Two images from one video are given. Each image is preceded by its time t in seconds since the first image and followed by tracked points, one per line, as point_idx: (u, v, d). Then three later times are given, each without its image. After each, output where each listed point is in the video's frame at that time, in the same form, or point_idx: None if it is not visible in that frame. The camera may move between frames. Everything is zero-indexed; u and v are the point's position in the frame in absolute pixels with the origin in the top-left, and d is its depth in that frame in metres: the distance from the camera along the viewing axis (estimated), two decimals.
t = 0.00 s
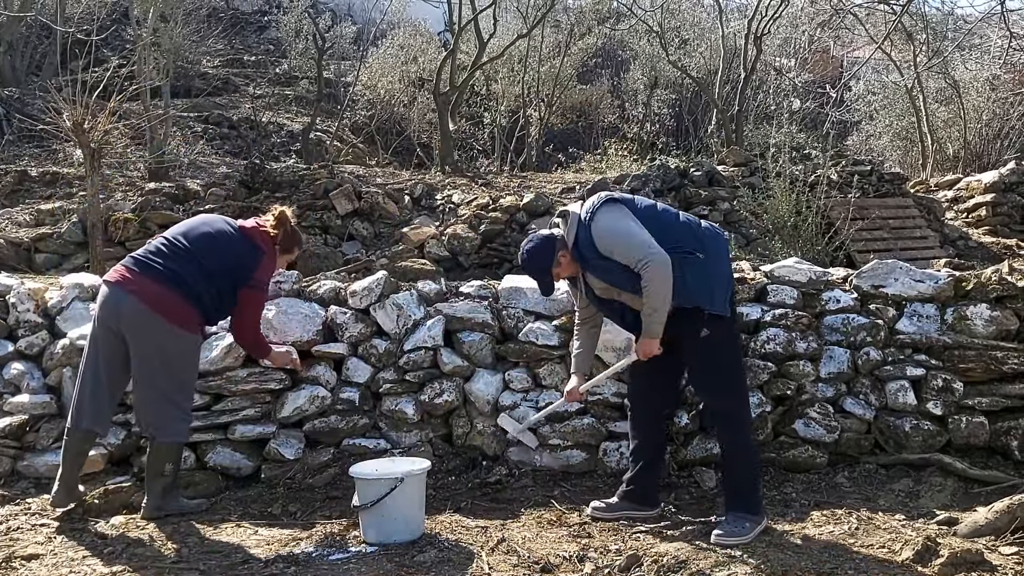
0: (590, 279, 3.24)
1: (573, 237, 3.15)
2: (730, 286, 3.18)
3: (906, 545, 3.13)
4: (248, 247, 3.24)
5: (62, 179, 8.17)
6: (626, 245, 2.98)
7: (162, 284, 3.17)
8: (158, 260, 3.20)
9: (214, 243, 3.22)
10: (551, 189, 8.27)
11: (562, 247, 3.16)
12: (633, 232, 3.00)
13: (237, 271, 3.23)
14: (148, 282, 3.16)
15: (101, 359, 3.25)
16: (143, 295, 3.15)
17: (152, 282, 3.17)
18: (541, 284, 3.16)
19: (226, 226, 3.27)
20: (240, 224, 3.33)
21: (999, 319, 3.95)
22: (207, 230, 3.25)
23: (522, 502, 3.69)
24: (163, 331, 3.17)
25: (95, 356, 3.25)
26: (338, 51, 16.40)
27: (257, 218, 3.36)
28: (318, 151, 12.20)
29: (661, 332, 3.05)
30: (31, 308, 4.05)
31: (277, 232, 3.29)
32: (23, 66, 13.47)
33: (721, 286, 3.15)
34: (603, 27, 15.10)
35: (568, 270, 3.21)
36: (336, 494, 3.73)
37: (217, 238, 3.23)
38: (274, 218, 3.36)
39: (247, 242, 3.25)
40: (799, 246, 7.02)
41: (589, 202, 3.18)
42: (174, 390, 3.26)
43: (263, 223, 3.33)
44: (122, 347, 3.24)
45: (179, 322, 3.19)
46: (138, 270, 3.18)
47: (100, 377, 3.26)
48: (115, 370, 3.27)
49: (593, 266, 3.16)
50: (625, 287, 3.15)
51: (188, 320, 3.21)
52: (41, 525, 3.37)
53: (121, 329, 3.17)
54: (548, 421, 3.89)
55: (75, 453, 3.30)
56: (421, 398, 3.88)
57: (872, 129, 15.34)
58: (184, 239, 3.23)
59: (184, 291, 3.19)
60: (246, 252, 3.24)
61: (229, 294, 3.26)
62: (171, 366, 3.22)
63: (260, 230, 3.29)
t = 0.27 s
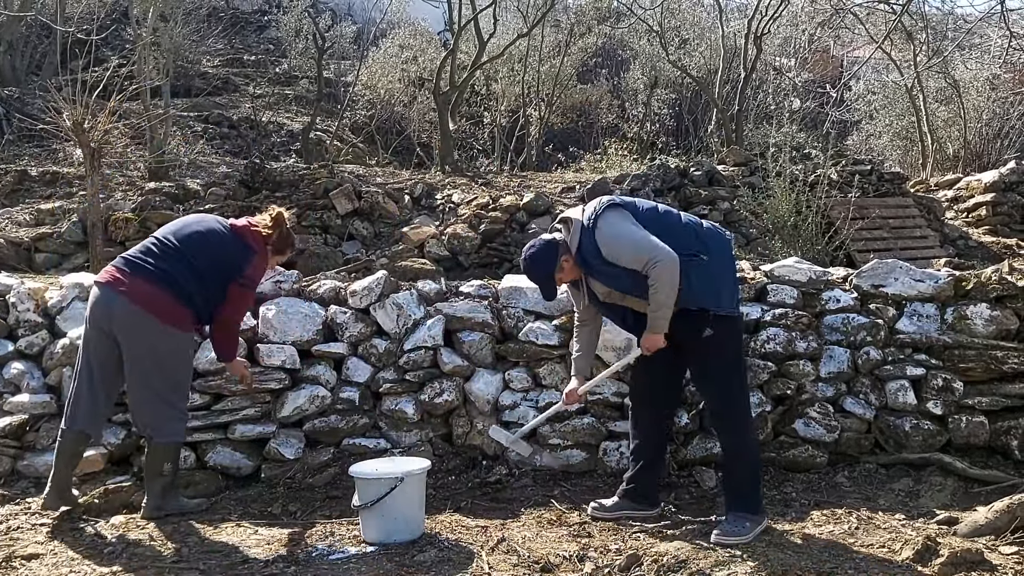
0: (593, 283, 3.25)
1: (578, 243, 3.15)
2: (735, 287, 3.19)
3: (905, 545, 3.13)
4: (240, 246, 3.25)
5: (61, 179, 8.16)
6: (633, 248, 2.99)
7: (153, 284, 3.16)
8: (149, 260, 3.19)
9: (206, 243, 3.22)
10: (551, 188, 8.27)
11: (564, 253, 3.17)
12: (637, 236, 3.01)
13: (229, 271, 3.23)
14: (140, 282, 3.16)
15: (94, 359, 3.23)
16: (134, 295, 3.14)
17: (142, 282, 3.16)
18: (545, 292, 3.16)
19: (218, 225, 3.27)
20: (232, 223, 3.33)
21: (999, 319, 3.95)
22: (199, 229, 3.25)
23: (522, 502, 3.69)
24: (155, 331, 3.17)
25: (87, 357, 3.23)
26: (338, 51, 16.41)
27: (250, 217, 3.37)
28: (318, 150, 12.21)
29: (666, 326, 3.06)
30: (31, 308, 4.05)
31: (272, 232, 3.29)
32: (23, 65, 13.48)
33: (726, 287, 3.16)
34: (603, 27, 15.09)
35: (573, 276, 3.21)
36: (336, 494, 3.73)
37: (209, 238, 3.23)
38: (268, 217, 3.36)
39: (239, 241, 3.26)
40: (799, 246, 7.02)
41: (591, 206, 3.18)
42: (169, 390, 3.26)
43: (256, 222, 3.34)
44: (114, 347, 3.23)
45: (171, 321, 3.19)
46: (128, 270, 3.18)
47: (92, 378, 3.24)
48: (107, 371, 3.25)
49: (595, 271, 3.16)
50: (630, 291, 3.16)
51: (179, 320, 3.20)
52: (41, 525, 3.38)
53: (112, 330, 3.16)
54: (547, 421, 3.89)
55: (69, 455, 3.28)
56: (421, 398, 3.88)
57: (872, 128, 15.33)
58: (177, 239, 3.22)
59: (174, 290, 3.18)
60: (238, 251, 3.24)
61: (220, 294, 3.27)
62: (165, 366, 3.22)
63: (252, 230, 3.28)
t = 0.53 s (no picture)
0: (600, 270, 3.28)
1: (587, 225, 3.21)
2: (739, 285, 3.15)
3: (905, 545, 3.13)
4: (175, 240, 3.20)
5: (62, 179, 8.17)
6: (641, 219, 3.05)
7: (91, 291, 3.09)
8: (87, 268, 3.13)
9: (143, 242, 3.17)
10: (550, 189, 8.27)
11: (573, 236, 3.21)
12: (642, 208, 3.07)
13: (171, 266, 3.18)
14: (80, 292, 3.10)
15: (58, 376, 3.18)
16: (78, 305, 3.08)
17: (85, 289, 3.10)
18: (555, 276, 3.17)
19: (149, 224, 3.22)
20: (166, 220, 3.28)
21: (999, 319, 3.95)
22: (134, 231, 3.20)
23: (521, 502, 3.68)
24: (105, 336, 3.10)
25: (47, 376, 3.18)
26: (338, 51, 16.42)
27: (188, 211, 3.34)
28: (319, 151, 12.22)
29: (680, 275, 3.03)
30: (31, 308, 4.04)
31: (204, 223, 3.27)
32: (23, 66, 13.48)
33: (729, 281, 3.11)
34: (603, 27, 15.10)
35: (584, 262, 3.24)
36: (335, 494, 3.73)
37: (143, 237, 3.18)
38: (201, 211, 3.33)
39: (178, 235, 3.21)
40: (798, 246, 7.02)
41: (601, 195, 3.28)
42: (137, 394, 3.20)
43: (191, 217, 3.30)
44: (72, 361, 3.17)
45: (124, 324, 3.12)
46: (67, 281, 3.12)
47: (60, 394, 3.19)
48: (72, 385, 3.21)
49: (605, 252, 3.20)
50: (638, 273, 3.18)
51: (131, 323, 3.14)
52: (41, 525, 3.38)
53: (66, 343, 3.10)
54: (547, 421, 3.89)
55: (53, 471, 3.21)
56: (421, 398, 3.88)
57: (872, 129, 15.33)
58: (110, 244, 3.17)
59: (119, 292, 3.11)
60: (177, 246, 3.19)
61: (166, 291, 3.21)
62: (128, 371, 3.17)
63: (184, 224, 3.24)
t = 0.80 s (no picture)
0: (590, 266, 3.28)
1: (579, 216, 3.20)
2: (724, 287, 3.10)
3: (905, 545, 3.13)
4: (165, 245, 3.18)
5: (62, 179, 8.16)
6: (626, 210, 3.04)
7: (76, 293, 3.07)
8: (73, 272, 3.10)
9: (126, 245, 3.14)
10: (550, 189, 8.27)
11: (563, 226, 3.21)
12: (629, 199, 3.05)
13: (156, 269, 3.16)
14: (67, 295, 3.07)
15: (46, 381, 3.16)
16: (65, 309, 3.06)
17: (71, 293, 3.07)
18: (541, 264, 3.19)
19: (135, 227, 3.20)
20: (149, 223, 3.26)
21: (999, 319, 3.96)
22: (117, 234, 3.18)
23: (521, 502, 3.68)
24: (93, 340, 3.07)
25: (36, 380, 3.15)
26: (338, 52, 16.43)
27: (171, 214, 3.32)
28: (319, 151, 12.22)
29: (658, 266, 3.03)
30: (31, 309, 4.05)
31: (191, 227, 3.25)
32: (23, 66, 13.49)
33: (712, 283, 3.06)
34: (603, 27, 15.10)
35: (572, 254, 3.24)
36: (335, 494, 3.73)
37: (126, 240, 3.15)
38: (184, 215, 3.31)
39: (162, 238, 3.19)
40: (798, 246, 7.02)
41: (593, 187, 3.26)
42: (128, 398, 3.19)
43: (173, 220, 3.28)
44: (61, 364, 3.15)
45: (107, 327, 3.09)
46: (54, 285, 3.09)
47: (50, 399, 3.17)
48: (61, 388, 3.19)
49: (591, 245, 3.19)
50: (625, 266, 3.17)
51: (116, 326, 3.11)
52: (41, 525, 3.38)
53: (54, 348, 3.08)
54: (547, 421, 3.90)
55: (47, 475, 3.20)
56: (421, 398, 3.88)
57: (872, 129, 15.33)
58: (93, 248, 3.14)
59: (105, 295, 3.09)
60: (161, 248, 3.17)
61: (152, 294, 3.19)
62: (118, 374, 3.15)
63: (171, 227, 3.22)
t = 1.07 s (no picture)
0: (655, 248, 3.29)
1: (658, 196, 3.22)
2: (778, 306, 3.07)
3: (905, 545, 3.13)
4: (181, 248, 3.21)
5: (61, 179, 8.16)
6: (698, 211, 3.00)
7: (95, 292, 3.08)
8: (93, 269, 3.12)
9: (146, 247, 3.17)
10: (550, 189, 8.28)
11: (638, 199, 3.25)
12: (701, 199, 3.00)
13: (174, 271, 3.18)
14: (86, 293, 3.08)
15: (55, 379, 3.16)
16: (82, 307, 3.06)
17: (90, 290, 3.08)
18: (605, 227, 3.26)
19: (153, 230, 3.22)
20: (167, 226, 3.29)
21: (999, 319, 3.96)
22: (138, 235, 3.20)
23: (521, 502, 3.68)
24: (112, 340, 3.08)
25: (44, 377, 3.16)
26: (338, 52, 16.46)
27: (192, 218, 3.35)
28: (318, 151, 12.23)
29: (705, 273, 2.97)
30: (31, 309, 4.05)
31: (207, 232, 3.29)
32: (23, 65, 13.49)
33: (766, 298, 3.03)
34: (603, 27, 15.11)
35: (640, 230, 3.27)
36: (335, 494, 3.73)
37: (145, 241, 3.18)
38: (200, 219, 3.35)
39: (182, 241, 3.22)
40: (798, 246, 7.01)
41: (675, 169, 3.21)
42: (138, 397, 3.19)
43: (192, 225, 3.31)
44: (71, 362, 3.16)
45: (127, 326, 3.10)
46: (74, 282, 3.10)
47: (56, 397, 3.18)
48: (72, 385, 3.19)
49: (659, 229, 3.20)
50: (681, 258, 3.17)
51: (134, 326, 3.12)
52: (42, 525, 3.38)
53: (68, 345, 3.09)
54: (547, 421, 3.90)
55: (49, 475, 3.20)
56: (421, 398, 3.88)
57: (872, 129, 15.33)
58: (113, 247, 3.16)
59: (125, 295, 3.11)
60: (180, 252, 3.20)
61: (168, 296, 3.21)
62: (129, 373, 3.15)
63: (189, 232, 3.27)
